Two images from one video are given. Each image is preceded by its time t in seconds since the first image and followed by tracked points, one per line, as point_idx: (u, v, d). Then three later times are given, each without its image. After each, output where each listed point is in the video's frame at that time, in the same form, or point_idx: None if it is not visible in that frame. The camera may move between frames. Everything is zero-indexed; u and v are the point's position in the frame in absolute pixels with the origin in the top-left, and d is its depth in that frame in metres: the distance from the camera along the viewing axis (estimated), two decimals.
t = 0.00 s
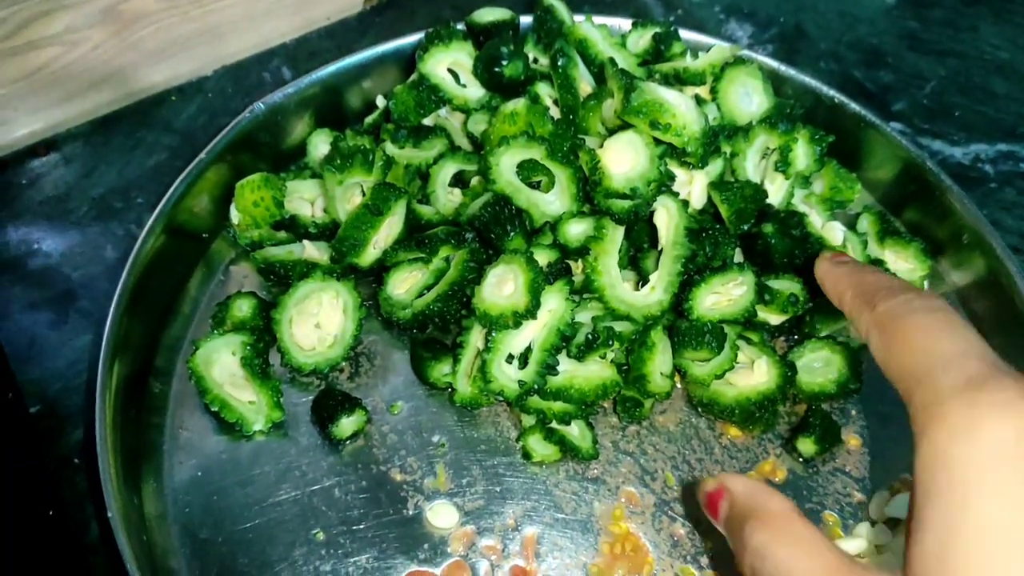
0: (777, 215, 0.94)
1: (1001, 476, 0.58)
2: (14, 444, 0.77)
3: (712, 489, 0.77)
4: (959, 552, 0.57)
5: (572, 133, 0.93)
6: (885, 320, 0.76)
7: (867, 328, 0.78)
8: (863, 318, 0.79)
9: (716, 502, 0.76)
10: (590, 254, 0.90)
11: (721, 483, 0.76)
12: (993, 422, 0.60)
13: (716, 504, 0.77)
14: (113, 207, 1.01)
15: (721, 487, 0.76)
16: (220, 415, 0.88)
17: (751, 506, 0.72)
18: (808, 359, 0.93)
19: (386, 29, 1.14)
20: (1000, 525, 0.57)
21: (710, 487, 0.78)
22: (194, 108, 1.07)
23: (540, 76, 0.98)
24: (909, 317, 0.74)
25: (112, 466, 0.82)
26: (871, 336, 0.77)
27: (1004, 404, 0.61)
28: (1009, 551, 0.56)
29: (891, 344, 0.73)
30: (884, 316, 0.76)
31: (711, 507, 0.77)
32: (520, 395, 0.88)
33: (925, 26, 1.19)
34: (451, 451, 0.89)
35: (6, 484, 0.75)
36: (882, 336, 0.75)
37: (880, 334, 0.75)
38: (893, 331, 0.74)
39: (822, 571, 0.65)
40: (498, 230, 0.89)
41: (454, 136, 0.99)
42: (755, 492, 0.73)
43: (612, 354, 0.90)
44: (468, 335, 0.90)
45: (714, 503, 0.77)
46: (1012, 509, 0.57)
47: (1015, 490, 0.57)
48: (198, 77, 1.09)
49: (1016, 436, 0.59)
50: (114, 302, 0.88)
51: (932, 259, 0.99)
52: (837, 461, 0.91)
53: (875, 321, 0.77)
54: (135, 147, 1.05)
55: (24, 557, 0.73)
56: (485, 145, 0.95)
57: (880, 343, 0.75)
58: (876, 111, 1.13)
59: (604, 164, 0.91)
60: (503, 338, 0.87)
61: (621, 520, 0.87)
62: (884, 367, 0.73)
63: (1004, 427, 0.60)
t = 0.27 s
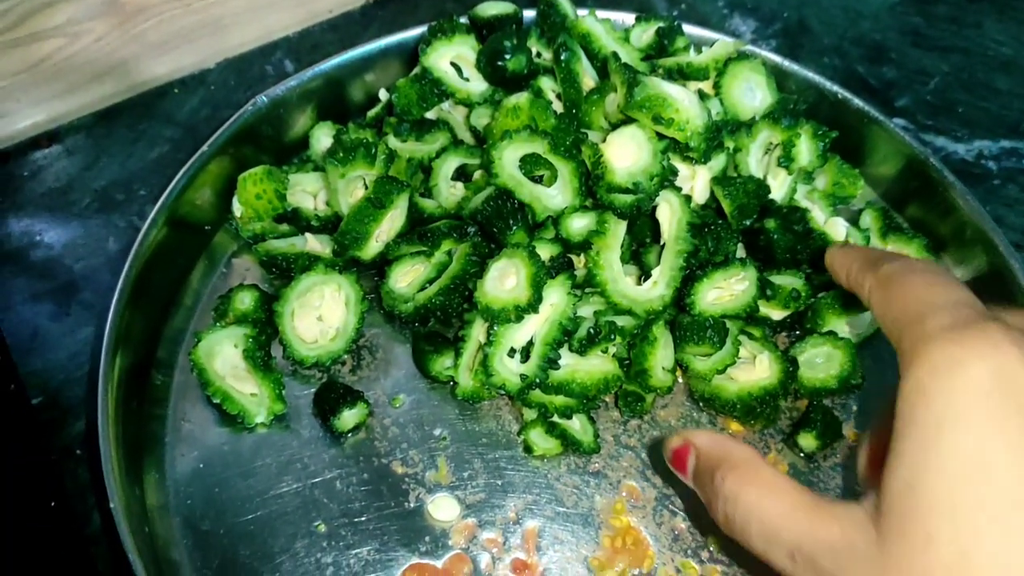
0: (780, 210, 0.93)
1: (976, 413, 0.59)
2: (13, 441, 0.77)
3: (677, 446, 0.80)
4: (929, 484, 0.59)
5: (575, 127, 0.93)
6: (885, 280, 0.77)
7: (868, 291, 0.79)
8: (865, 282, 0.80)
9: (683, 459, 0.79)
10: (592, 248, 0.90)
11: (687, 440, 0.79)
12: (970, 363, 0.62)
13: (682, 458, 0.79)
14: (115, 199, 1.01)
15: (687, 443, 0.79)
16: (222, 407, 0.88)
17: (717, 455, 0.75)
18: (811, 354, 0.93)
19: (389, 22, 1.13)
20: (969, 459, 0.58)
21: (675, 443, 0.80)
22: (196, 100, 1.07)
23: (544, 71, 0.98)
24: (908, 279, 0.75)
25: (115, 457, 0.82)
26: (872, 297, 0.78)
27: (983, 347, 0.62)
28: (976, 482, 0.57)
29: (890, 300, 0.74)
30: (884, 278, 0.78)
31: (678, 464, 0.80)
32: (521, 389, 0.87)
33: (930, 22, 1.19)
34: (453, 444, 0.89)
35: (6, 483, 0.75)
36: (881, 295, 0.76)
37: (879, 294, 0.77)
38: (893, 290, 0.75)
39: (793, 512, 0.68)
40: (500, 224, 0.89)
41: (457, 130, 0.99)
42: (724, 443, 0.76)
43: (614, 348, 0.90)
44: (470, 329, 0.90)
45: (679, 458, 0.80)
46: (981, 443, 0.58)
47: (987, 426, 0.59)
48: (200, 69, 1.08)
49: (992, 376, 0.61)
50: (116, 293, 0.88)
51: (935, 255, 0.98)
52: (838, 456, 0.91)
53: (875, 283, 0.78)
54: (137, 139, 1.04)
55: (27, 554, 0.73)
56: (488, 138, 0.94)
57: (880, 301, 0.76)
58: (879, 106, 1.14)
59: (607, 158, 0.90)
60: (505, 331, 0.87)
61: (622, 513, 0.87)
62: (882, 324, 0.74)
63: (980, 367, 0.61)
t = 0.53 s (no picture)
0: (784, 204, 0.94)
1: (940, 369, 0.62)
2: (14, 440, 0.75)
3: (648, 407, 0.83)
4: (895, 429, 0.62)
5: (580, 121, 0.93)
6: (876, 235, 0.79)
7: (864, 244, 0.81)
8: (862, 237, 0.83)
9: (654, 418, 0.82)
10: (597, 242, 0.90)
11: (656, 399, 0.82)
12: (939, 321, 0.64)
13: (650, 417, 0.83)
14: (120, 190, 1.01)
15: (655, 403, 0.82)
16: (227, 398, 0.89)
17: (690, 413, 0.77)
18: (815, 348, 0.93)
19: (396, 14, 1.12)
20: (933, 406, 0.61)
21: (643, 403, 0.84)
22: (201, 93, 1.07)
23: (549, 64, 0.98)
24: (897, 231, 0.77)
25: (121, 446, 0.82)
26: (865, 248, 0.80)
27: (950, 302, 0.65)
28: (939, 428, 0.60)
29: (878, 252, 0.77)
30: (876, 231, 0.80)
31: (649, 425, 0.83)
32: (526, 380, 0.88)
33: (935, 17, 1.19)
34: (457, 437, 0.89)
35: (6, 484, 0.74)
36: (873, 247, 0.79)
37: (870, 247, 0.79)
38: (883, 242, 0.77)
39: (767, 463, 0.69)
40: (505, 217, 0.90)
41: (462, 123, 0.99)
42: (698, 402, 0.78)
43: (619, 341, 0.91)
44: (475, 321, 0.90)
45: (648, 416, 0.83)
46: (944, 391, 0.61)
47: (949, 376, 0.62)
48: (205, 61, 1.08)
49: (957, 329, 0.63)
50: (122, 284, 0.88)
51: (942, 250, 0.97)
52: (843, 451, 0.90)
53: (871, 236, 0.80)
54: (142, 131, 1.04)
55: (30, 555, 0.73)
56: (493, 132, 0.94)
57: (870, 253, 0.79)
58: (884, 101, 1.14)
59: (612, 152, 0.90)
60: (510, 324, 0.88)
61: (626, 506, 0.88)
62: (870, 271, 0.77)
63: (946, 321, 0.64)
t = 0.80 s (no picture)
0: (788, 198, 0.95)
1: (906, 331, 0.64)
2: (14, 439, 0.74)
3: (623, 379, 0.84)
4: (863, 392, 0.63)
5: (585, 113, 0.93)
6: (856, 205, 0.79)
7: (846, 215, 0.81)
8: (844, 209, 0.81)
9: (630, 390, 0.83)
10: (602, 234, 0.90)
11: (630, 372, 0.83)
12: (905, 287, 0.66)
13: (627, 389, 0.83)
14: (125, 180, 1.01)
15: (630, 375, 0.83)
16: (232, 387, 0.89)
17: (665, 384, 0.79)
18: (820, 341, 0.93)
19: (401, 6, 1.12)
20: (899, 370, 0.63)
21: (618, 376, 0.85)
22: (206, 83, 1.06)
23: (554, 56, 0.98)
24: (870, 208, 0.77)
25: (126, 435, 0.82)
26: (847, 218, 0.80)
27: (915, 270, 0.67)
28: (907, 390, 0.62)
29: (854, 224, 0.77)
30: (856, 203, 0.79)
31: (626, 398, 0.84)
32: (530, 372, 0.88)
33: (940, 11, 1.19)
34: (461, 427, 0.90)
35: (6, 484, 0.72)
36: (851, 219, 0.78)
37: (849, 219, 0.79)
38: (861, 213, 0.77)
39: (742, 428, 0.70)
40: (510, 208, 0.89)
41: (467, 115, 0.99)
42: (675, 374, 0.80)
43: (623, 332, 0.91)
44: (480, 312, 0.90)
45: (624, 389, 0.84)
46: (910, 355, 0.63)
47: (914, 341, 0.64)
48: (210, 53, 1.08)
49: (923, 298, 0.65)
50: (126, 273, 0.88)
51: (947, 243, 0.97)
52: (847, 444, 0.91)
53: (851, 207, 0.80)
54: (147, 122, 1.04)
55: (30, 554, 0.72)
56: (498, 123, 0.94)
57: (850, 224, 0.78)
58: (889, 95, 1.14)
59: (617, 144, 0.90)
60: (514, 315, 0.87)
61: (629, 497, 0.88)
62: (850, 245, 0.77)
63: (913, 290, 0.66)
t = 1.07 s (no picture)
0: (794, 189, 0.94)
1: (876, 306, 0.67)
2: (14, 439, 0.73)
3: (612, 389, 0.85)
4: (837, 368, 0.66)
5: (589, 104, 0.93)
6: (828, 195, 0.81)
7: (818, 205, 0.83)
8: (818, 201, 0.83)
9: (620, 399, 0.84)
10: (605, 224, 0.90)
11: (619, 380, 0.85)
12: (877, 266, 0.69)
13: (616, 397, 0.85)
14: (127, 170, 1.01)
15: (619, 384, 0.84)
16: (234, 377, 0.89)
17: (652, 385, 0.81)
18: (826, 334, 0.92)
19: None
20: (871, 344, 0.66)
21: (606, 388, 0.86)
22: (209, 74, 1.06)
23: (558, 48, 0.97)
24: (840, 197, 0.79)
25: (128, 425, 0.82)
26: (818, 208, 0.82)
27: (885, 250, 0.70)
28: (878, 362, 0.65)
29: (827, 212, 0.79)
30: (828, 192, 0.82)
31: (615, 407, 0.85)
32: (533, 363, 0.88)
33: (945, 5, 1.19)
34: (463, 418, 0.89)
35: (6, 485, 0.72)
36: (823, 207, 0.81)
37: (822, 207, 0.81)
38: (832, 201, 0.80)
39: (727, 415, 0.73)
40: (513, 199, 0.89)
41: (471, 106, 0.99)
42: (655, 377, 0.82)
43: (626, 324, 0.91)
44: (483, 303, 0.90)
45: (614, 399, 0.85)
46: (881, 330, 0.66)
47: (884, 315, 0.66)
48: (213, 43, 1.07)
49: (893, 275, 0.68)
50: (129, 263, 0.88)
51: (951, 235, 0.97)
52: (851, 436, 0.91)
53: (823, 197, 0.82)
54: (150, 112, 1.03)
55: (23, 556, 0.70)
56: (502, 114, 0.94)
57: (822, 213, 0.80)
58: (893, 89, 1.14)
59: (622, 134, 0.90)
60: (518, 305, 0.87)
61: (632, 489, 0.88)
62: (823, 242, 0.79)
63: (884, 268, 0.69)
